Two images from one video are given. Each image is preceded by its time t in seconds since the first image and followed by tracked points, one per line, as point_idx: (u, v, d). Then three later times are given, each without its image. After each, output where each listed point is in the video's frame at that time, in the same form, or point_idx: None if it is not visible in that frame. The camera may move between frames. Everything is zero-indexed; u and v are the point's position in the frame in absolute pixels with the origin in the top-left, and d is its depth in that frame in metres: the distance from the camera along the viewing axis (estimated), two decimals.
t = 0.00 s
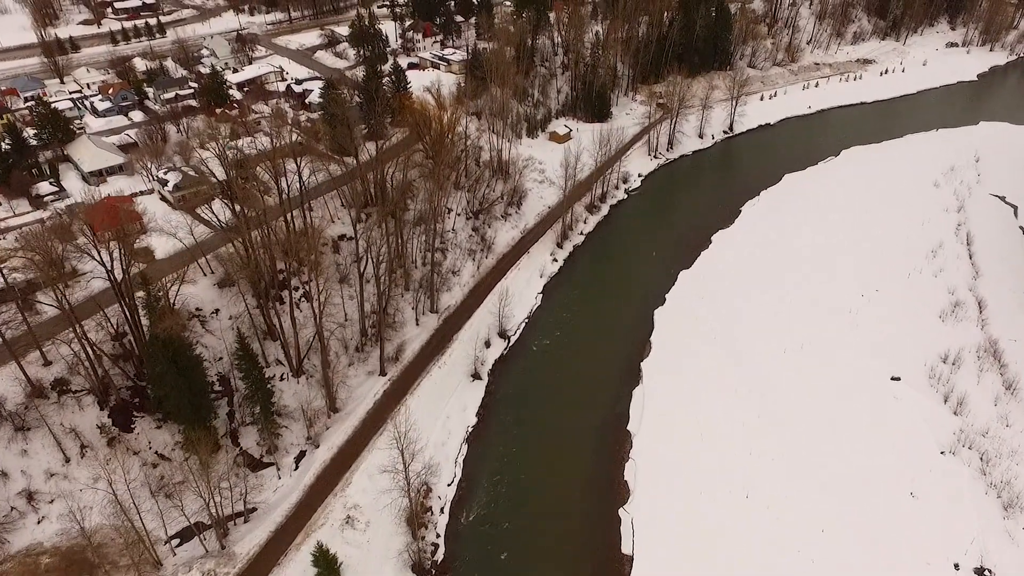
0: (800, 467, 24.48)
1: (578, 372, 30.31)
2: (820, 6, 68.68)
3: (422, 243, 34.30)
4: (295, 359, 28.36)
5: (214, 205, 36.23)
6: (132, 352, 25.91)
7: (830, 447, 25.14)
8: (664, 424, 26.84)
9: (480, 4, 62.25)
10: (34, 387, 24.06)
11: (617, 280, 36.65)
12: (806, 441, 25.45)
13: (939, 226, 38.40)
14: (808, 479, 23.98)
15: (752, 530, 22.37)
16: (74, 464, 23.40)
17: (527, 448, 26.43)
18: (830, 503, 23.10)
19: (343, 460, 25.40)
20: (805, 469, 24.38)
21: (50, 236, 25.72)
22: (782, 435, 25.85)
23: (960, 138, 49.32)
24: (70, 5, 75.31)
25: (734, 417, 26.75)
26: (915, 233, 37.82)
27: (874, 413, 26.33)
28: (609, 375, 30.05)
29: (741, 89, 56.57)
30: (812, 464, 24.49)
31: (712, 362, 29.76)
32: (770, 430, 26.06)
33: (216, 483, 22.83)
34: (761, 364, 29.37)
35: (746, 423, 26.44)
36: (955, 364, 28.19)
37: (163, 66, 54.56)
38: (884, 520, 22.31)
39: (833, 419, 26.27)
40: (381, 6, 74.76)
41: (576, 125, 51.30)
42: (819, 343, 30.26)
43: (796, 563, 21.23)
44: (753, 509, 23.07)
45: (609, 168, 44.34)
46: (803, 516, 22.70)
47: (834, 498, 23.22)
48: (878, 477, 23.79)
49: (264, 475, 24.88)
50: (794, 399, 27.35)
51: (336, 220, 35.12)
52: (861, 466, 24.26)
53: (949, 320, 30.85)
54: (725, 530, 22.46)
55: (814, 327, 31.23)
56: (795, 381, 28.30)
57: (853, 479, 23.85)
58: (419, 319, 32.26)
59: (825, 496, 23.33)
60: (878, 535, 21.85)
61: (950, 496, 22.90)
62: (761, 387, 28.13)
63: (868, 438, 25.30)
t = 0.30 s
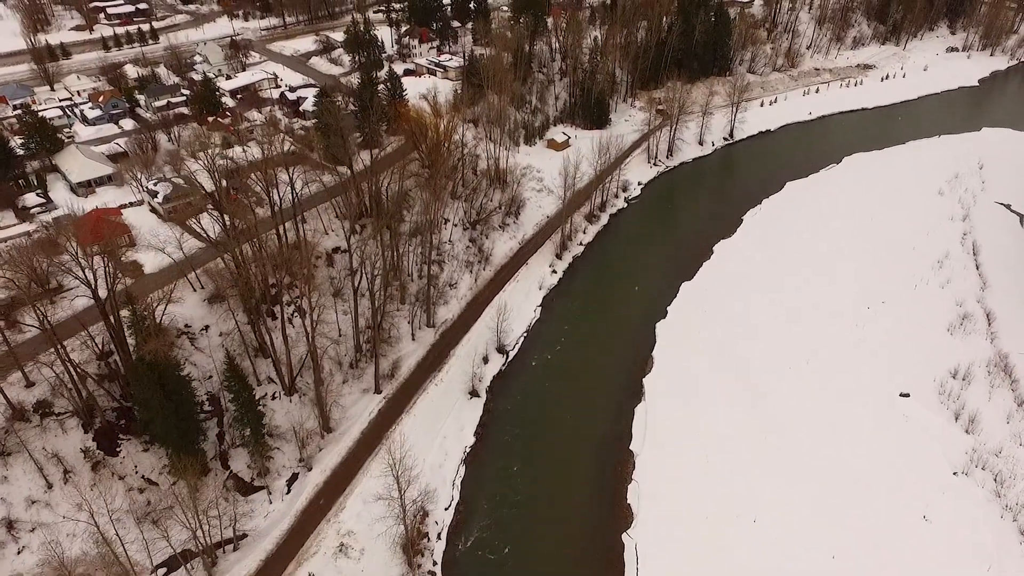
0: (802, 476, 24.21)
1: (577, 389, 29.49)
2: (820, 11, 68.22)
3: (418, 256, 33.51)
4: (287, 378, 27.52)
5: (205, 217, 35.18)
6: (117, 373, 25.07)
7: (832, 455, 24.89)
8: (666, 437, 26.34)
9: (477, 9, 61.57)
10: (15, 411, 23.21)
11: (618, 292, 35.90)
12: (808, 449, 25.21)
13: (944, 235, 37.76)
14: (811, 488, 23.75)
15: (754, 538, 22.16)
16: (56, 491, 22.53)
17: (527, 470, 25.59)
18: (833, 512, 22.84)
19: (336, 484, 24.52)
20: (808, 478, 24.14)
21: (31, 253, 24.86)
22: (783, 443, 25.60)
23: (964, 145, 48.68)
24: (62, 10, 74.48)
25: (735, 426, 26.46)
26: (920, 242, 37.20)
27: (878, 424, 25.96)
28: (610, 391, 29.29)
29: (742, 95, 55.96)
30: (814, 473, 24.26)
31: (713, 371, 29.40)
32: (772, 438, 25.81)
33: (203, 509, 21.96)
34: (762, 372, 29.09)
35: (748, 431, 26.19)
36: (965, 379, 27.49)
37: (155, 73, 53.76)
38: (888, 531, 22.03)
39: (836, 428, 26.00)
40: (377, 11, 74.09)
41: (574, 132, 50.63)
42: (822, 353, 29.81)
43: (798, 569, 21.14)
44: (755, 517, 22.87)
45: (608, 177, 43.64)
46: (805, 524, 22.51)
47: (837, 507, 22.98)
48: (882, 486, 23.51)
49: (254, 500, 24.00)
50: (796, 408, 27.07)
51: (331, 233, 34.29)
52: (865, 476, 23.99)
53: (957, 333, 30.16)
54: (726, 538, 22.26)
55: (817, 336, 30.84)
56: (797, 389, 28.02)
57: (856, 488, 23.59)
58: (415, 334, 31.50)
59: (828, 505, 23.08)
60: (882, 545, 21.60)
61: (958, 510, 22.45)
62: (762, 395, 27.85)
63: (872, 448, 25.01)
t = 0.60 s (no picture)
0: (805, 491, 23.65)
1: (576, 405, 28.72)
2: (816, 14, 67.89)
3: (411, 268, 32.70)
4: (276, 397, 26.65)
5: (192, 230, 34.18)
6: (98, 395, 24.18)
7: (836, 470, 24.34)
8: (667, 452, 25.72)
9: (470, 13, 60.93)
10: None
11: (616, 304, 35.19)
12: (810, 462, 24.72)
13: (946, 243, 37.22)
14: (814, 502, 23.27)
15: (756, 555, 21.64)
16: (32, 521, 21.56)
17: (524, 492, 24.78)
18: (836, 526, 22.34)
19: (327, 509, 23.65)
20: (810, 491, 23.65)
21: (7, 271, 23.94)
22: (786, 457, 25.05)
23: (964, 150, 48.24)
24: (49, 16, 73.41)
25: (736, 440, 25.91)
26: (922, 250, 36.64)
27: (882, 436, 25.43)
28: (608, 408, 28.55)
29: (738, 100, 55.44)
30: (817, 486, 23.78)
31: (713, 382, 28.91)
32: (773, 451, 25.33)
33: (187, 539, 21.06)
34: (762, 382, 28.61)
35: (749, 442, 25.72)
36: (971, 394, 26.88)
37: (143, 80, 52.82)
38: (893, 546, 21.51)
39: (837, 440, 25.54)
40: (369, 16, 73.40)
41: (569, 139, 49.97)
42: (824, 364, 29.27)
43: None
44: (757, 532, 22.35)
45: (605, 185, 43.00)
46: (807, 539, 22.02)
47: (841, 523, 22.43)
48: (886, 500, 23.03)
49: (241, 527, 23.11)
50: (797, 420, 26.58)
51: (321, 245, 33.44)
52: (869, 490, 23.48)
53: (962, 345, 29.58)
54: (728, 554, 21.74)
55: (817, 346, 30.35)
56: (798, 401, 27.51)
57: (860, 504, 23.03)
58: (408, 349, 30.67)
59: (832, 521, 22.54)
60: (887, 561, 21.10)
61: (966, 527, 21.84)
62: (763, 406, 27.37)
63: (876, 461, 24.51)
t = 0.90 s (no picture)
0: (805, 505, 23.16)
1: (572, 422, 27.95)
2: (807, 18, 67.71)
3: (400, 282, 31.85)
4: (262, 420, 25.73)
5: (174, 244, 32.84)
6: (74, 420, 23.22)
7: (837, 484, 23.82)
8: (665, 467, 25.17)
9: (460, 19, 60.25)
10: None
11: (611, 315, 34.49)
12: (811, 476, 24.19)
13: (944, 250, 36.79)
14: (814, 516, 22.75)
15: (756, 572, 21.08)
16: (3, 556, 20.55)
17: (519, 515, 23.97)
18: (839, 543, 21.76)
19: (315, 538, 22.73)
20: (811, 507, 23.10)
21: None
22: (786, 470, 24.53)
23: (958, 154, 47.95)
24: (30, 22, 72.01)
25: (735, 453, 25.42)
26: (920, 258, 36.18)
27: (884, 450, 24.88)
28: (605, 424, 27.82)
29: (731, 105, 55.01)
30: (817, 502, 23.21)
31: (710, 394, 28.36)
32: (772, 465, 24.80)
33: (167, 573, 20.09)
34: (761, 393, 28.12)
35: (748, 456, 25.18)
36: (975, 407, 26.35)
37: (125, 88, 51.75)
38: (898, 564, 20.90)
39: (838, 453, 25.03)
40: (357, 21, 72.54)
41: (561, 146, 49.33)
42: (823, 374, 28.84)
43: None
44: (757, 548, 21.83)
45: (598, 193, 42.35)
46: (809, 556, 21.47)
47: (843, 538, 21.90)
48: (889, 516, 22.47)
49: (224, 557, 22.15)
50: (797, 433, 26.08)
51: (308, 258, 32.53)
52: (873, 508, 22.81)
53: (963, 356, 29.08)
54: (727, 571, 21.20)
55: (816, 355, 29.90)
56: (797, 412, 27.05)
57: (862, 519, 22.50)
58: (398, 366, 29.83)
59: (833, 536, 22.02)
60: None
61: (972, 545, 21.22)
62: (762, 419, 26.86)
63: (878, 475, 23.97)
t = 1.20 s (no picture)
0: (805, 515, 22.73)
1: (569, 440, 27.11)
2: (800, 22, 67.42)
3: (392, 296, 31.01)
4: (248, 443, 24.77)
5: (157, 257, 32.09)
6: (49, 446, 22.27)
7: (838, 495, 23.34)
8: (663, 477, 24.69)
9: (450, 23, 59.53)
10: None
11: (608, 327, 33.72)
12: (813, 489, 23.60)
13: (943, 258, 36.32)
14: (815, 526, 22.31)
15: None
16: None
17: (515, 540, 23.09)
18: (841, 557, 21.20)
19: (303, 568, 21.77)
20: (813, 520, 22.54)
21: None
22: (786, 480, 24.10)
23: (954, 159, 47.55)
24: (13, 29, 70.74)
25: (735, 461, 25.02)
26: (920, 267, 35.62)
27: (886, 461, 24.40)
28: (603, 442, 26.99)
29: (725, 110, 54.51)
30: (817, 511, 22.78)
31: (710, 406, 27.76)
32: (773, 477, 24.24)
33: None
34: (762, 406, 27.52)
35: (749, 470, 24.55)
36: (981, 422, 25.72)
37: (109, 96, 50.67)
38: None
39: (841, 466, 24.42)
40: (347, 27, 71.69)
41: (554, 152, 48.66)
42: (822, 381, 28.47)
43: None
44: (756, 559, 21.39)
45: (592, 201, 41.68)
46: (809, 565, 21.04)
47: (845, 549, 21.43)
48: (892, 527, 21.97)
49: None
50: (797, 442, 25.65)
51: (297, 272, 31.65)
52: (876, 520, 22.30)
53: (966, 367, 28.53)
54: None
55: (815, 362, 29.53)
56: (797, 421, 26.64)
57: (865, 529, 22.02)
58: (390, 383, 28.98)
59: (834, 546, 21.55)
60: None
61: (982, 565, 20.48)
62: (762, 430, 26.32)
63: (882, 490, 23.36)
